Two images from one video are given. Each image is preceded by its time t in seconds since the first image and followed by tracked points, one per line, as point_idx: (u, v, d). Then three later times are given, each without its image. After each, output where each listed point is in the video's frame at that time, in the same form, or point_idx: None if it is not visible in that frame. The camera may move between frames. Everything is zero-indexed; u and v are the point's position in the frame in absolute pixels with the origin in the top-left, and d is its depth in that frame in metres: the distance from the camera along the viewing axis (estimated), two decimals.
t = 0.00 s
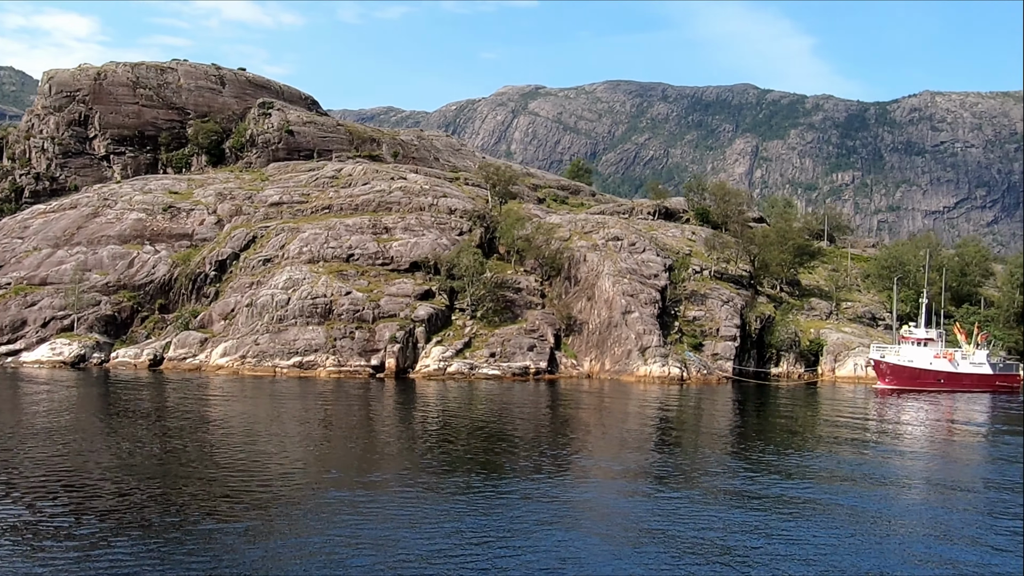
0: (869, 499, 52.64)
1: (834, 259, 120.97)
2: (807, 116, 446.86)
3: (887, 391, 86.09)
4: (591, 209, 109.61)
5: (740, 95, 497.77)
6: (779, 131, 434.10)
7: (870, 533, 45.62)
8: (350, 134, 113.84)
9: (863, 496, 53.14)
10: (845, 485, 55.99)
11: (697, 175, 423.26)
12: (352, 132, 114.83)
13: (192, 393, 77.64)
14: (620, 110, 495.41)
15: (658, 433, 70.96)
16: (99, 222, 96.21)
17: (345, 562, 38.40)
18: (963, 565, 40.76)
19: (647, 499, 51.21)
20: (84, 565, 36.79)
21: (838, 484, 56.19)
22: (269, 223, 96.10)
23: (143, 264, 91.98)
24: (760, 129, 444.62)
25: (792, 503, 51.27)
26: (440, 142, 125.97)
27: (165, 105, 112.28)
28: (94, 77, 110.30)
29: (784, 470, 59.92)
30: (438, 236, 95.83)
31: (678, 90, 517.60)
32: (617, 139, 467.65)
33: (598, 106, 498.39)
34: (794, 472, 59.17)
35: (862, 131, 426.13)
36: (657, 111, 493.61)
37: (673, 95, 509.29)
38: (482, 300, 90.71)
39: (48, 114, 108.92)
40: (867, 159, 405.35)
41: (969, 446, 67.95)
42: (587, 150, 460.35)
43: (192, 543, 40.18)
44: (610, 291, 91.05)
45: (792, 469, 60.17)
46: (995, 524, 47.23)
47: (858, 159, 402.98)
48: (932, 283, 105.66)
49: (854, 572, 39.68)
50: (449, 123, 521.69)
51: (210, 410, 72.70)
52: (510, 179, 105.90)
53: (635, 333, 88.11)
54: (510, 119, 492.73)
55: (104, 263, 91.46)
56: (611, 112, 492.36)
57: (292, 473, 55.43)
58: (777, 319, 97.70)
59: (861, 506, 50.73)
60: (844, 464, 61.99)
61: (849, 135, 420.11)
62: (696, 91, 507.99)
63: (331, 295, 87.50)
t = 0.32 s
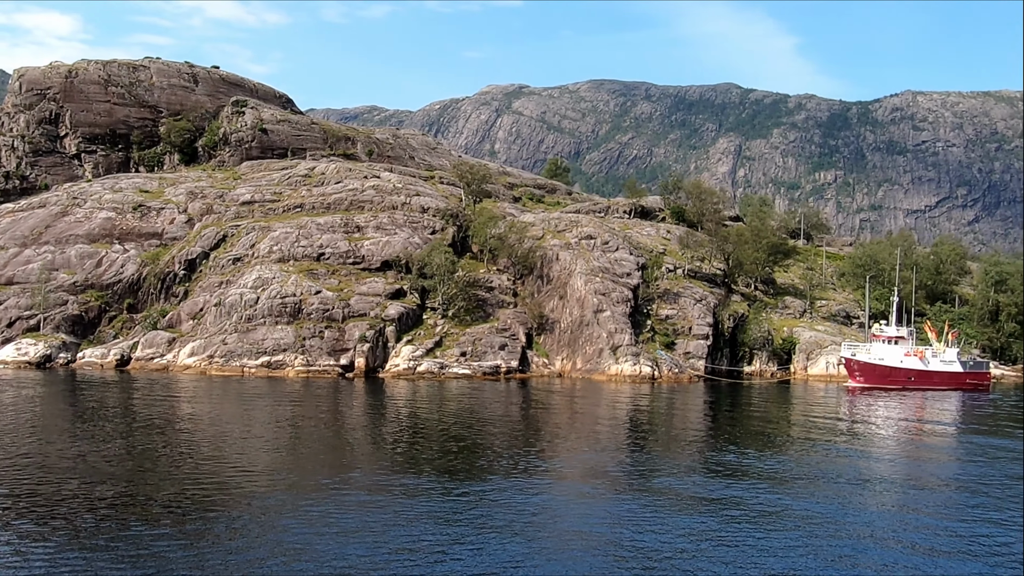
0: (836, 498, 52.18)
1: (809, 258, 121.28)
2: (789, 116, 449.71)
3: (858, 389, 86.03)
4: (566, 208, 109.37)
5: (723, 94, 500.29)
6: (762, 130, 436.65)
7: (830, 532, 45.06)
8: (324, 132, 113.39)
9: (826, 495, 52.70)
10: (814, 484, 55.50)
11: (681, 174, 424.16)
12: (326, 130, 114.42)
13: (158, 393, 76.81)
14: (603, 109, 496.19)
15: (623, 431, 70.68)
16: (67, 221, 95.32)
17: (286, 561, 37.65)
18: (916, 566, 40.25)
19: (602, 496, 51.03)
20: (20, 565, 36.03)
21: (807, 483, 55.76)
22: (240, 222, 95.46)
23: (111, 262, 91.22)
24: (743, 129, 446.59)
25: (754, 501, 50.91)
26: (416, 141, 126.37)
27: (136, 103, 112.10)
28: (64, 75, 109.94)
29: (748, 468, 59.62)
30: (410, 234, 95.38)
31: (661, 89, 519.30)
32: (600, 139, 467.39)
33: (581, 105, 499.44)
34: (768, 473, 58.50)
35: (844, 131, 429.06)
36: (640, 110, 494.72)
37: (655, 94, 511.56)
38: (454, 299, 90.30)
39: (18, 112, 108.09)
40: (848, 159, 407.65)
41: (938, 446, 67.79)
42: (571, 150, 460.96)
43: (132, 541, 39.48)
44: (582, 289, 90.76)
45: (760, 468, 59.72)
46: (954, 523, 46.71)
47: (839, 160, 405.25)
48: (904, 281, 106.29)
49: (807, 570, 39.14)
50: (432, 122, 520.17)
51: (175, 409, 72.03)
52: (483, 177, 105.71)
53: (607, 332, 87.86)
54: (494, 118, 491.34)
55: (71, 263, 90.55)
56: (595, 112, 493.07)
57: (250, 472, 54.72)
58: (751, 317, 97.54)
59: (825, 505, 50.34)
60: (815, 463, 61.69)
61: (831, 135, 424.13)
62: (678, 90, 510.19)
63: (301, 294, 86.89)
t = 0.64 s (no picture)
0: (802, 495, 51.85)
1: (786, 256, 121.37)
2: (772, 114, 451.65)
3: (830, 386, 85.98)
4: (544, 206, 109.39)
5: (706, 92, 501.80)
6: (745, 129, 438.57)
7: (789, 528, 44.71)
8: (299, 131, 113.40)
9: (789, 492, 52.37)
10: (782, 481, 55.16)
11: (665, 172, 424.21)
12: (301, 128, 114.45)
13: (125, 394, 75.82)
14: (587, 107, 496.47)
15: (591, 429, 70.39)
16: (36, 220, 94.57)
17: (225, 563, 36.99)
18: (867, 561, 39.94)
19: (561, 494, 50.70)
20: None
21: (778, 480, 55.51)
22: (211, 221, 94.78)
23: (80, 262, 90.39)
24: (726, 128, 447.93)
25: (716, 499, 50.53)
26: (391, 136, 127.83)
27: (108, 101, 112.52)
28: (35, 74, 110.26)
29: (717, 465, 59.30)
30: (383, 233, 94.92)
31: (644, 87, 520.11)
32: (585, 139, 465.46)
33: (565, 104, 499.13)
34: (738, 470, 58.10)
35: (827, 129, 431.59)
36: (624, 108, 494.50)
37: (639, 91, 512.41)
38: (426, 297, 89.80)
39: None
40: (831, 158, 409.65)
41: (909, 444, 67.55)
42: (555, 148, 460.93)
43: (73, 542, 38.64)
44: (555, 288, 90.38)
45: (733, 466, 59.31)
46: (914, 520, 46.38)
47: (821, 158, 407.25)
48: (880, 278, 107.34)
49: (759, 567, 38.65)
50: (416, 121, 518.51)
51: (140, 409, 71.23)
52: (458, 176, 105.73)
53: (579, 330, 87.49)
54: (477, 115, 487.05)
55: (39, 262, 89.75)
56: (579, 110, 492.79)
57: (210, 471, 54.17)
58: (724, 315, 97.46)
59: (786, 502, 50.08)
60: (787, 460, 61.43)
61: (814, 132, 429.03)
62: (662, 88, 511.28)
63: (270, 293, 86.19)
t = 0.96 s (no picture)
0: (770, 490, 51.33)
1: (759, 252, 122.01)
2: (753, 112, 453.99)
3: (799, 383, 85.80)
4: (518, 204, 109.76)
5: (688, 90, 503.85)
6: (727, 126, 440.49)
7: (748, 523, 44.25)
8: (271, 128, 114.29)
9: (749, 487, 52.08)
10: (746, 476, 54.84)
11: (647, 170, 424.50)
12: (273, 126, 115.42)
13: (87, 394, 74.64)
14: (569, 105, 496.87)
15: (557, 425, 70.06)
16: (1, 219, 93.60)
17: (163, 563, 35.95)
18: (820, 557, 39.48)
19: (518, 488, 50.36)
20: None
21: (747, 475, 55.05)
22: (179, 219, 94.10)
23: (45, 261, 89.45)
24: (707, 126, 449.57)
25: (673, 493, 50.20)
26: (366, 133, 128.89)
27: (77, 99, 112.71)
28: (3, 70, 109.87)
29: (683, 460, 59.06)
30: (353, 231, 94.55)
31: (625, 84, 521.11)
32: (567, 137, 467.16)
33: (546, 102, 498.49)
34: (706, 465, 57.67)
35: (808, 127, 434.31)
36: (606, 105, 495.38)
37: (621, 88, 513.20)
38: (395, 295, 89.23)
39: None
40: (812, 156, 412.07)
41: (879, 440, 67.27)
42: (537, 146, 461.24)
43: (11, 543, 37.84)
44: (525, 285, 90.08)
45: (702, 460, 59.02)
46: (872, 518, 45.95)
47: (802, 156, 409.42)
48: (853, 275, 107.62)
49: (710, 564, 37.97)
50: (397, 119, 516.81)
51: (102, 407, 70.10)
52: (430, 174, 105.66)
53: (549, 328, 87.08)
54: (458, 113, 485.22)
55: (3, 261, 88.70)
56: (561, 108, 493.17)
57: (170, 468, 53.30)
58: (696, 312, 97.51)
59: (746, 496, 49.65)
60: (761, 456, 61.08)
61: (796, 130, 431.91)
62: (644, 86, 512.74)
63: (237, 291, 85.41)
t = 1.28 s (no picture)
0: (732, 488, 51.04)
1: (735, 250, 122.37)
2: (735, 111, 455.52)
3: (771, 381, 85.45)
4: (492, 202, 109.83)
5: (671, 89, 505.68)
6: (709, 125, 441.67)
7: (709, 520, 44.05)
8: (244, 127, 114.59)
9: (710, 483, 51.81)
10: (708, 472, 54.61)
11: (630, 169, 424.64)
12: (246, 124, 115.72)
13: (51, 395, 73.52)
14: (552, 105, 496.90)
15: (524, 423, 69.89)
16: None
17: (104, 565, 35.28)
18: (779, 556, 39.09)
19: (476, 485, 50.08)
20: None
21: (709, 472, 54.80)
22: (148, 219, 93.41)
23: (10, 261, 88.56)
24: (690, 125, 450.64)
25: (630, 489, 49.97)
26: (340, 132, 129.48)
27: (46, 97, 112.28)
28: None
29: (644, 457, 58.85)
30: (323, 230, 94.16)
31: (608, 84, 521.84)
32: (550, 136, 467.33)
33: (529, 101, 498.27)
34: (669, 463, 57.40)
35: (790, 126, 435.94)
36: (589, 104, 495.94)
37: (604, 87, 514.03)
38: (366, 295, 88.64)
39: None
40: (794, 155, 413.55)
41: (849, 438, 67.08)
42: (520, 145, 461.11)
43: None
44: (496, 284, 89.68)
45: (664, 458, 58.78)
46: (827, 516, 45.67)
47: (785, 155, 410.77)
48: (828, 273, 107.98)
49: (660, 562, 37.50)
50: (380, 118, 514.88)
51: (65, 409, 69.14)
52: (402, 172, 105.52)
53: (520, 327, 86.60)
54: (440, 112, 483.73)
55: None
56: (544, 107, 493.07)
57: (136, 468, 52.79)
58: (669, 310, 97.20)
59: (704, 494, 49.30)
60: (725, 454, 60.91)
61: (778, 128, 433.68)
62: (626, 85, 513.73)
63: (205, 291, 84.49)
